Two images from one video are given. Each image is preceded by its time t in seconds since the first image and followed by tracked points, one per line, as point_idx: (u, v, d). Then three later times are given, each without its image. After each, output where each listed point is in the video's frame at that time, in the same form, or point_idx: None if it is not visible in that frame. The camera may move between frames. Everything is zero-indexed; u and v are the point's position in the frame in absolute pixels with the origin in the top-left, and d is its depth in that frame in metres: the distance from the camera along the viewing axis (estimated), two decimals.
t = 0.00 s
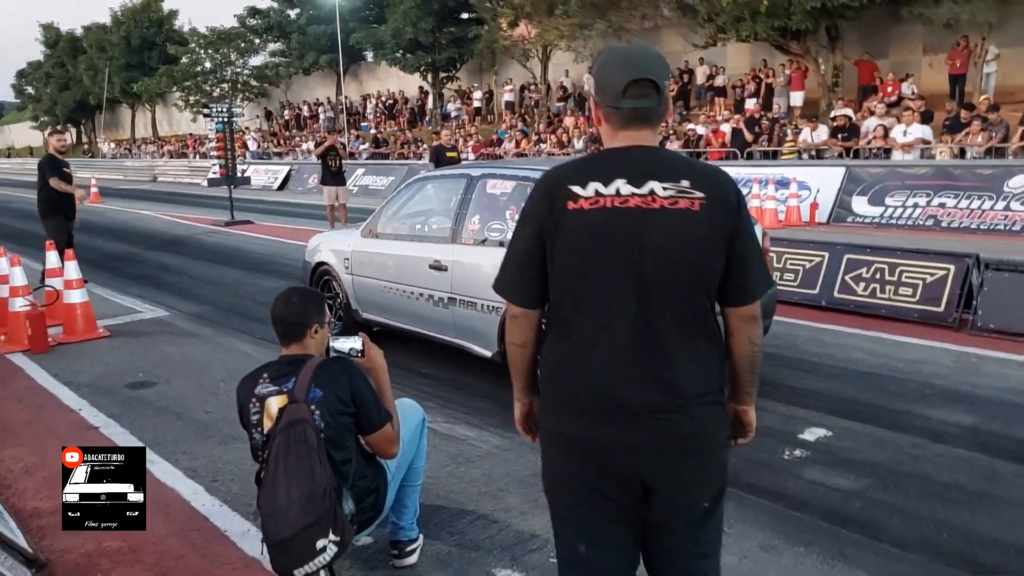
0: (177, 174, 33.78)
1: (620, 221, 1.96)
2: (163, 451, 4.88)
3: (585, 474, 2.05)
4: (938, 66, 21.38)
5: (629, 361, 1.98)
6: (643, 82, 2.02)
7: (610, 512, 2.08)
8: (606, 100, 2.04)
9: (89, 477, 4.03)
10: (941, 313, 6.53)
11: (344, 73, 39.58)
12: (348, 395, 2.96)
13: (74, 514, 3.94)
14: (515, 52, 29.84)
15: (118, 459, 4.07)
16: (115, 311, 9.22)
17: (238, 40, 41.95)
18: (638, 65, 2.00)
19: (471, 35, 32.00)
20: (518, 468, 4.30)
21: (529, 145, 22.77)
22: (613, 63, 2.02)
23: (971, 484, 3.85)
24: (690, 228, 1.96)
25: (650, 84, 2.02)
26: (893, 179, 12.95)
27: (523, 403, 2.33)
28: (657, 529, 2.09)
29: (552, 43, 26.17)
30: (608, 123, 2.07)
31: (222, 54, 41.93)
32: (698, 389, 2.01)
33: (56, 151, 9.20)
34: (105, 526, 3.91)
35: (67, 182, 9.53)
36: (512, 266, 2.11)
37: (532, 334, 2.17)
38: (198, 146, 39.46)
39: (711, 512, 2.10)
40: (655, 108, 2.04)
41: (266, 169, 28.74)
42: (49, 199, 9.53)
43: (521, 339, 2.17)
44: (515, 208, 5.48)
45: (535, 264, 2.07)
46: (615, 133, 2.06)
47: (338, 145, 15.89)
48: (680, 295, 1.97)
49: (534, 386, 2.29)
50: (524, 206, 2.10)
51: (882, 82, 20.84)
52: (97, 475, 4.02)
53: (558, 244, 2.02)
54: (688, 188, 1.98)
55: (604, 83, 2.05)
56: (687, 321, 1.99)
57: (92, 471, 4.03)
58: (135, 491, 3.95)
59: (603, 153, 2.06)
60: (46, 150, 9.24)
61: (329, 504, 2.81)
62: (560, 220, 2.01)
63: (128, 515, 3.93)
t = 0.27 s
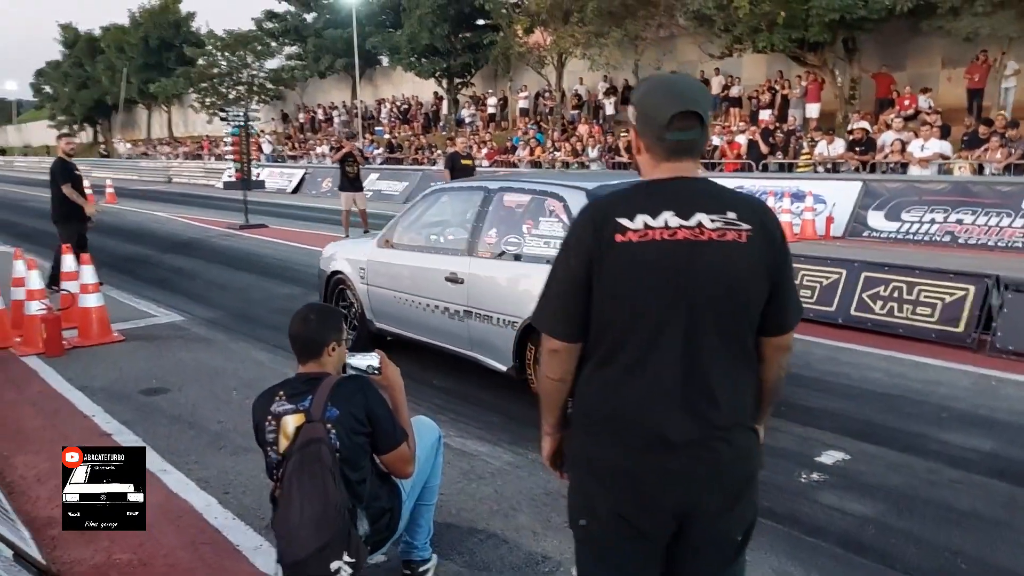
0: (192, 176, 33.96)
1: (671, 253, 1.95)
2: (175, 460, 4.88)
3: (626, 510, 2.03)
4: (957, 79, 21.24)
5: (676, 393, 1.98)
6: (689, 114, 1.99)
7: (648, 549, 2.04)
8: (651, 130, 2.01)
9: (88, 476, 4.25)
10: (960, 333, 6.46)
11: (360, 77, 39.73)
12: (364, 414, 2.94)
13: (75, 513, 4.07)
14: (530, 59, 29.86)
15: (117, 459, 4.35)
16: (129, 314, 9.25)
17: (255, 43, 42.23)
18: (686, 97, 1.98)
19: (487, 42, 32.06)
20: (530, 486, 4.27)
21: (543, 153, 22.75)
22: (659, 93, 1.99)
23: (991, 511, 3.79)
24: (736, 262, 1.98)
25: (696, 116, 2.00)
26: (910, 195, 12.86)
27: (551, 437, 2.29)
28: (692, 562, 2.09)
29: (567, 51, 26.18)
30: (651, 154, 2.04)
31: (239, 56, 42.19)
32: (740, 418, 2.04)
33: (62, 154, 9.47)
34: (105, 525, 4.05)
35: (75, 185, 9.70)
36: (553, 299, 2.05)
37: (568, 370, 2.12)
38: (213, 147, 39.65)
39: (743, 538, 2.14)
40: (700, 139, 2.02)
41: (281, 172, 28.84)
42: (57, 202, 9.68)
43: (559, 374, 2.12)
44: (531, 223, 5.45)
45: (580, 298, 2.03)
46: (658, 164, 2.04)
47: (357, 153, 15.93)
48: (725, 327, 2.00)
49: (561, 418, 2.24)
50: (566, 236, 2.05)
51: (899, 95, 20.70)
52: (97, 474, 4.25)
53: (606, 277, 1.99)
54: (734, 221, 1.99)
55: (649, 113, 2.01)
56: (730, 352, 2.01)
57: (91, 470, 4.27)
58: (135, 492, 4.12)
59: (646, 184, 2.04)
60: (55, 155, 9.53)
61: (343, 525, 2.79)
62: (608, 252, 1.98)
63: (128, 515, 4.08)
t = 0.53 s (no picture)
0: (208, 176, 34.13)
1: (701, 288, 1.91)
2: (188, 470, 4.87)
3: (650, 548, 1.99)
4: (977, 88, 21.06)
5: (704, 431, 1.95)
6: (718, 146, 1.95)
7: None
8: (680, 161, 1.98)
9: (89, 477, 4.40)
10: (980, 351, 6.38)
11: (376, 79, 39.84)
12: (380, 436, 2.92)
13: (75, 513, 4.20)
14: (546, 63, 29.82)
15: (117, 461, 4.51)
16: (145, 319, 9.28)
17: (272, 45, 42.42)
18: (714, 129, 1.94)
19: (503, 46, 32.07)
20: (545, 505, 4.23)
21: (558, 158, 22.70)
22: (689, 125, 1.96)
23: (1015, 541, 3.73)
24: (766, 297, 1.94)
25: (724, 148, 1.96)
26: (929, 206, 12.75)
27: (569, 466, 2.24)
28: None
29: (584, 56, 26.10)
30: (679, 185, 2.00)
31: (256, 57, 42.40)
32: (766, 455, 2.01)
33: (72, 159, 10.16)
34: (105, 525, 4.19)
35: (85, 190, 10.32)
36: (577, 331, 2.00)
37: (590, 402, 2.06)
38: (229, 148, 39.84)
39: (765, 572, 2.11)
40: (729, 172, 1.98)
41: (296, 173, 28.93)
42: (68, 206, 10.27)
43: (582, 406, 2.07)
44: (548, 237, 5.42)
45: (604, 331, 1.98)
46: (685, 197, 2.00)
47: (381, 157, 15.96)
48: (753, 362, 1.96)
49: (580, 450, 2.19)
50: (591, 267, 2.00)
51: (917, 103, 20.54)
52: (97, 475, 4.40)
53: (633, 311, 1.94)
54: (764, 256, 1.94)
55: (677, 144, 1.98)
56: (758, 388, 1.98)
57: (92, 472, 4.42)
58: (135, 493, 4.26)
59: (674, 217, 1.99)
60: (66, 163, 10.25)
61: (357, 549, 2.77)
62: (636, 286, 1.94)
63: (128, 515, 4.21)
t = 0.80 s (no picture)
0: (221, 180, 34.29)
1: (715, 337, 1.88)
2: (197, 489, 4.87)
3: None
4: (993, 99, 20.88)
5: (717, 480, 1.91)
6: (732, 192, 1.92)
7: None
8: (696, 206, 1.94)
9: (87, 478, 4.60)
10: (996, 374, 6.30)
11: (389, 84, 39.94)
12: (389, 468, 2.90)
13: (75, 514, 4.40)
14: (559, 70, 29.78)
15: (116, 462, 4.72)
16: (156, 328, 9.30)
17: (287, 49, 42.57)
18: (731, 175, 1.91)
19: (516, 52, 32.07)
20: (554, 530, 4.19)
21: (570, 166, 22.64)
22: (705, 170, 1.92)
23: None
24: (782, 347, 1.90)
25: (740, 193, 1.92)
26: (944, 220, 12.66)
27: (580, 508, 2.21)
28: None
29: (597, 64, 26.04)
30: (694, 230, 1.96)
31: (270, 61, 42.57)
32: (782, 504, 1.97)
33: (82, 168, 10.21)
34: (104, 525, 4.40)
35: (92, 200, 10.41)
36: (590, 377, 1.97)
37: (602, 447, 2.03)
38: (243, 152, 40.01)
39: None
40: (744, 218, 1.93)
41: (309, 178, 29.01)
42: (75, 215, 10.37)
43: (594, 451, 2.03)
44: (561, 256, 5.39)
45: (617, 377, 1.94)
46: (700, 241, 1.96)
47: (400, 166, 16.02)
48: (769, 413, 1.92)
49: (592, 493, 2.15)
50: (603, 313, 1.97)
51: (933, 113, 20.38)
52: (96, 476, 4.61)
53: (645, 359, 1.92)
54: (780, 305, 1.90)
55: (692, 189, 1.95)
56: (773, 438, 1.94)
57: (90, 472, 4.63)
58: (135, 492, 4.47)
59: (688, 263, 1.95)
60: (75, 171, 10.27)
61: None
62: (649, 334, 1.90)
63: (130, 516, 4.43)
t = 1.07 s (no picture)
0: (234, 185, 34.45)
1: (724, 385, 1.87)
2: (207, 507, 4.87)
3: None
4: (1009, 106, 20.72)
5: (726, 529, 1.89)
6: (742, 238, 1.91)
7: None
8: (705, 253, 1.94)
9: (88, 478, 4.80)
10: (1011, 394, 6.26)
11: (401, 89, 40.04)
12: (398, 500, 2.88)
13: (75, 514, 4.62)
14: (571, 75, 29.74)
15: (116, 462, 4.93)
16: (168, 339, 9.33)
17: (300, 54, 42.72)
18: (740, 223, 1.91)
19: (528, 58, 32.07)
20: (564, 556, 4.17)
21: (581, 172, 22.59)
22: (716, 217, 1.92)
23: None
24: (793, 395, 1.89)
25: (750, 241, 1.91)
26: (958, 230, 12.57)
27: (588, 553, 2.18)
28: None
29: (609, 70, 25.95)
30: (704, 275, 1.96)
31: (283, 66, 42.72)
32: (793, 554, 1.94)
33: (92, 179, 10.25)
34: (104, 525, 4.62)
35: (103, 210, 10.45)
36: (599, 421, 1.96)
37: (611, 492, 2.01)
38: (255, 156, 40.17)
39: None
40: (754, 265, 1.93)
41: (320, 184, 29.09)
42: (87, 226, 10.45)
43: (602, 495, 2.01)
44: (571, 275, 5.38)
45: (625, 424, 1.94)
46: (711, 286, 1.95)
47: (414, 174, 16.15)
48: (780, 460, 1.91)
49: (601, 537, 2.13)
50: (612, 358, 1.96)
51: (947, 121, 20.23)
52: (96, 475, 4.82)
53: (654, 405, 1.90)
54: (791, 353, 1.89)
55: (703, 236, 1.95)
56: (785, 486, 1.92)
57: (91, 472, 4.83)
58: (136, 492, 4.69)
59: (698, 309, 1.95)
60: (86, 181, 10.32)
61: None
62: (657, 381, 1.90)
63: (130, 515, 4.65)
